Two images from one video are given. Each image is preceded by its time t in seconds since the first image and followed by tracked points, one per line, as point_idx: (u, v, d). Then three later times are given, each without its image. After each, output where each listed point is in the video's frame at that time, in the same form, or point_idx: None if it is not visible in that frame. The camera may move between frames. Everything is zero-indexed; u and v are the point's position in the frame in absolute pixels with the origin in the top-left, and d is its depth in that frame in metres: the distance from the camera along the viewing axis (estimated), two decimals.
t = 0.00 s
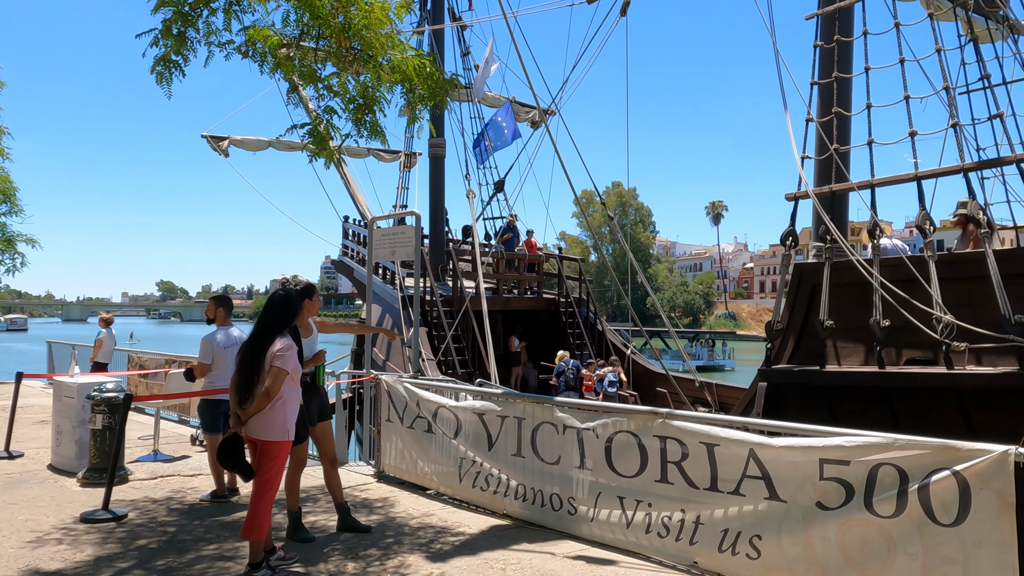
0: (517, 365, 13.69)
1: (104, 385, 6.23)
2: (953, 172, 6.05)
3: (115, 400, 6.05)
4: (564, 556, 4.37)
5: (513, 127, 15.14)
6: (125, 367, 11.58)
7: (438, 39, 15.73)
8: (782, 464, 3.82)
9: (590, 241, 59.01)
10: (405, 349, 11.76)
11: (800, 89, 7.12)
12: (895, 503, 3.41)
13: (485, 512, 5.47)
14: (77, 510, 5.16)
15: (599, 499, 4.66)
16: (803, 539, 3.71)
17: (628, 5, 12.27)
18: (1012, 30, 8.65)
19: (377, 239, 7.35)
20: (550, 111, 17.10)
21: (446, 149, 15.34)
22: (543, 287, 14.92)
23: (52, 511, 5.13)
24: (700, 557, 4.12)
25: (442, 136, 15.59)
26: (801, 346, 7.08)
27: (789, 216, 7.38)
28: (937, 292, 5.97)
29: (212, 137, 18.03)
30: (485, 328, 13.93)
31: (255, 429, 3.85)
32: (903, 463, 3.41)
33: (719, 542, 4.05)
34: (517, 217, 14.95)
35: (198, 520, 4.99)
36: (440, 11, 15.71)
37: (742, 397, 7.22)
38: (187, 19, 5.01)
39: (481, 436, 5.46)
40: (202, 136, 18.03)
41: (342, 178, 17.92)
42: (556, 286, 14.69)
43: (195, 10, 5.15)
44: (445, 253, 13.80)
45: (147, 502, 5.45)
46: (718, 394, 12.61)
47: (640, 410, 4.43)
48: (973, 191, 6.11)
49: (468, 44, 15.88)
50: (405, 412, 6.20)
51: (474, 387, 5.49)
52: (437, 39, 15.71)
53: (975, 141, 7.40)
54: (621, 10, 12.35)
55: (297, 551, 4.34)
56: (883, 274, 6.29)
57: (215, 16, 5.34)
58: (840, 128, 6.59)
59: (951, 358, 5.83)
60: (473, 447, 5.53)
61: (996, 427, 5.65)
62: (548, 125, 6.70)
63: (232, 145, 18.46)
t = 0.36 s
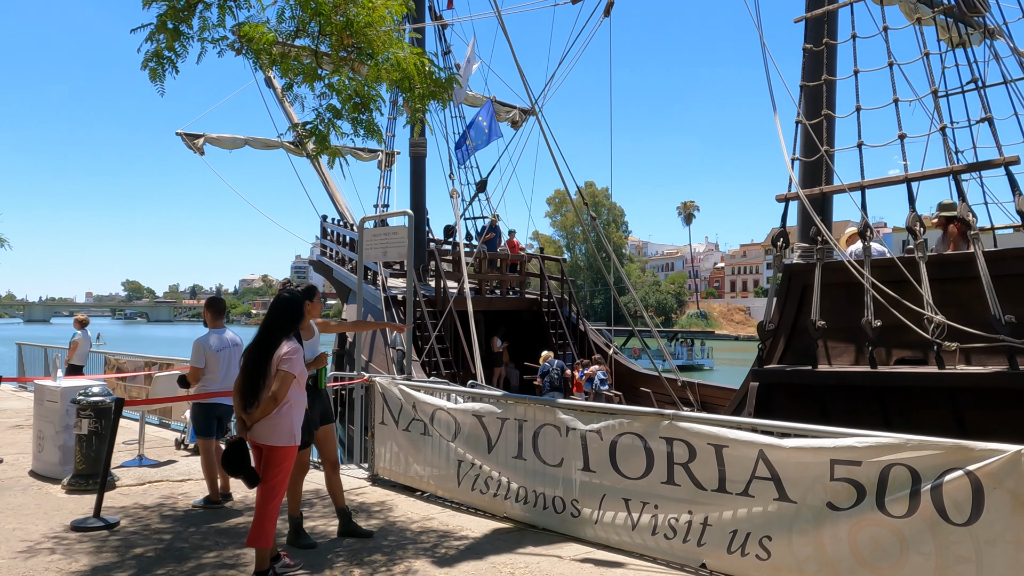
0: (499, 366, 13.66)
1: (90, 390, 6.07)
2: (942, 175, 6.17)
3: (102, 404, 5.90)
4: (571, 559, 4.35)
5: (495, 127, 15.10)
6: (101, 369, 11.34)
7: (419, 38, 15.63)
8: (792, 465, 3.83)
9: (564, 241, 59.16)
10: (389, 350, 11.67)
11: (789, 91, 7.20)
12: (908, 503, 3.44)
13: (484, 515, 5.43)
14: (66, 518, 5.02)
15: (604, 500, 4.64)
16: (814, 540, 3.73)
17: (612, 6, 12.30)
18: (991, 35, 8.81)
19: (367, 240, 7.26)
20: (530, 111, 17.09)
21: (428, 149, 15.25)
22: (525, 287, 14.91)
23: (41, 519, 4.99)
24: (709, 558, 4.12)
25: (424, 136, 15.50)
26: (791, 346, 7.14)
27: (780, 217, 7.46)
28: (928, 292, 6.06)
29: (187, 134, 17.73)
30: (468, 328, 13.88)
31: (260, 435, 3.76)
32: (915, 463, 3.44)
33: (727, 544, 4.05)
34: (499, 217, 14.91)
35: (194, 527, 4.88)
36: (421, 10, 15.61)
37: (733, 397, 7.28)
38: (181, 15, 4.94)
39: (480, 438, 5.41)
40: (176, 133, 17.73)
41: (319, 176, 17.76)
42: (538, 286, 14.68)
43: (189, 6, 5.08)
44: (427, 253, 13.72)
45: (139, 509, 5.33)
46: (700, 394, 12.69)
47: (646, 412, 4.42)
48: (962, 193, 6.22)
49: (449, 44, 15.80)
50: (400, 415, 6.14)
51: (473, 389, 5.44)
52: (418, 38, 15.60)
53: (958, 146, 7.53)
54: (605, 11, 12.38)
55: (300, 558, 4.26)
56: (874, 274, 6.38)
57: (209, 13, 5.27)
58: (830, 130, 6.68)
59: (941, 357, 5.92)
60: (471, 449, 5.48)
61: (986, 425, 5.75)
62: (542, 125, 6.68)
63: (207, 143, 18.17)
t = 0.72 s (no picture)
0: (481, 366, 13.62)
1: (72, 392, 5.93)
2: (928, 176, 6.28)
3: (86, 407, 5.76)
4: (572, 560, 4.34)
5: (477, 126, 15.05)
6: (76, 370, 11.11)
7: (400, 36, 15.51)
8: (795, 464, 3.85)
9: (540, 240, 59.24)
10: (372, 350, 11.57)
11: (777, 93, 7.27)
12: (911, 501, 3.48)
13: (480, 516, 5.40)
14: (52, 524, 4.90)
15: (603, 501, 4.64)
16: (817, 538, 3.75)
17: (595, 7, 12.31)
18: (969, 40, 8.97)
19: (356, 238, 7.18)
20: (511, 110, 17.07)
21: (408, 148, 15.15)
22: (507, 287, 14.90)
23: (26, 525, 4.86)
24: (710, 557, 4.14)
25: (405, 135, 15.39)
26: (779, 345, 7.20)
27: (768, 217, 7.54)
28: (915, 292, 6.15)
29: (162, 131, 17.44)
30: (450, 328, 13.82)
31: (262, 438, 3.70)
32: (918, 461, 3.47)
33: (729, 543, 4.07)
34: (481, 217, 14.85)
35: (186, 531, 4.79)
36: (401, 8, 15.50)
37: (721, 395, 7.33)
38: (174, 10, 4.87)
39: (476, 439, 5.38)
40: (151, 130, 17.43)
41: (298, 174, 17.59)
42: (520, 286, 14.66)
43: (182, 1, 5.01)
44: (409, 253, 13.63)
45: (127, 514, 5.21)
46: (682, 393, 12.74)
47: (647, 412, 4.42)
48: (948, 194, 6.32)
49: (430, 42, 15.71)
50: (392, 416, 6.09)
51: (468, 390, 5.41)
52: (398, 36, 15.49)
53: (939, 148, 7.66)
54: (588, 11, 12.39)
55: (299, 562, 4.20)
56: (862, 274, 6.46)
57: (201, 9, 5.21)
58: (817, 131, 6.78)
59: (929, 356, 6.01)
60: (467, 450, 5.45)
61: (972, 422, 5.85)
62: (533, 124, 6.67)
63: (182, 140, 17.90)
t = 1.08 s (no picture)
0: (467, 364, 13.56)
1: (58, 392, 5.78)
2: (919, 174, 6.34)
3: (72, 407, 5.62)
4: (576, 559, 4.30)
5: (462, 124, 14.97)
6: (54, 370, 10.88)
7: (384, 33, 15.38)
8: (802, 461, 3.85)
9: (519, 239, 59.24)
10: (358, 349, 11.46)
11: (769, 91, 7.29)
12: (920, 496, 3.49)
13: (478, 515, 5.35)
14: (40, 527, 4.77)
15: (605, 499, 4.61)
16: (825, 534, 3.75)
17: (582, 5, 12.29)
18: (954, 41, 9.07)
19: (347, 235, 7.08)
20: (494, 108, 17.01)
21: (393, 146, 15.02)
22: (491, 285, 14.85)
23: (13, 529, 4.72)
24: (716, 555, 4.13)
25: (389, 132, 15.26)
26: (771, 342, 7.23)
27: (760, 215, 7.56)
28: (908, 289, 6.20)
29: (139, 127, 17.13)
30: (436, 327, 13.74)
31: (267, 439, 3.63)
32: (927, 457, 3.48)
33: (735, 540, 4.06)
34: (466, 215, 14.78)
35: (180, 534, 4.69)
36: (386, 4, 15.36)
37: (714, 392, 7.33)
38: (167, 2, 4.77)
39: (474, 437, 5.33)
40: (128, 125, 17.10)
41: (279, 172, 17.38)
42: (506, 285, 14.62)
43: None
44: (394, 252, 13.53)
45: (117, 516, 5.10)
46: (666, 389, 12.90)
47: (650, 409, 4.41)
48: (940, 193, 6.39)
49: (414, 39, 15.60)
50: (387, 414, 6.02)
51: (467, 387, 5.36)
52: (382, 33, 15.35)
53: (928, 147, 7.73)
54: (575, 8, 12.37)
55: (300, 564, 4.12)
56: (854, 272, 6.50)
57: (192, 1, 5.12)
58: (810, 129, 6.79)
59: (921, 352, 6.06)
60: (465, 449, 5.40)
61: (964, 418, 5.91)
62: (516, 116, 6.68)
63: (160, 136, 17.60)
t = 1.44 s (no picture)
0: (456, 364, 13.48)
1: (49, 395, 5.63)
2: (919, 175, 6.36)
3: (64, 410, 5.47)
4: (588, 563, 4.25)
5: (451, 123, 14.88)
6: (37, 371, 10.65)
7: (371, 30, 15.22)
8: (818, 462, 3.83)
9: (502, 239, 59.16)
10: (348, 350, 11.34)
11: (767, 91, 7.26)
12: (939, 498, 3.48)
13: (482, 518, 5.29)
14: (34, 535, 4.63)
15: (615, 501, 4.56)
16: (841, 536, 3.73)
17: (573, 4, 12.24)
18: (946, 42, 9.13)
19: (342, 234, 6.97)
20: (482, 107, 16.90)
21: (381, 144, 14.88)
22: (480, 285, 14.77)
23: (7, 537, 4.59)
24: (729, 557, 4.10)
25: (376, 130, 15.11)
26: (769, 341, 7.24)
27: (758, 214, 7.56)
28: (908, 289, 6.22)
29: (121, 123, 16.82)
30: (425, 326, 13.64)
31: (277, 444, 3.54)
32: (945, 458, 3.47)
33: (749, 542, 4.03)
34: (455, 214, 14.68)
35: (181, 540, 4.58)
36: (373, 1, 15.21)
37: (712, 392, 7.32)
38: None
39: (479, 439, 5.27)
40: (109, 121, 16.80)
41: (264, 170, 17.16)
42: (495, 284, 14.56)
43: None
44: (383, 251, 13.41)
45: (114, 522, 4.98)
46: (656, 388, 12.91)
47: (661, 410, 4.37)
48: (938, 194, 6.41)
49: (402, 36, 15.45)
50: (387, 416, 5.95)
51: (472, 389, 5.29)
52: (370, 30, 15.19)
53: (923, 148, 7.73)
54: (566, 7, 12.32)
55: (308, 570, 4.04)
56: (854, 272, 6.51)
57: None
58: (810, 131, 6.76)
59: (921, 351, 6.08)
60: (469, 451, 5.33)
61: (963, 417, 5.95)
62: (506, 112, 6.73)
63: (142, 133, 17.30)
